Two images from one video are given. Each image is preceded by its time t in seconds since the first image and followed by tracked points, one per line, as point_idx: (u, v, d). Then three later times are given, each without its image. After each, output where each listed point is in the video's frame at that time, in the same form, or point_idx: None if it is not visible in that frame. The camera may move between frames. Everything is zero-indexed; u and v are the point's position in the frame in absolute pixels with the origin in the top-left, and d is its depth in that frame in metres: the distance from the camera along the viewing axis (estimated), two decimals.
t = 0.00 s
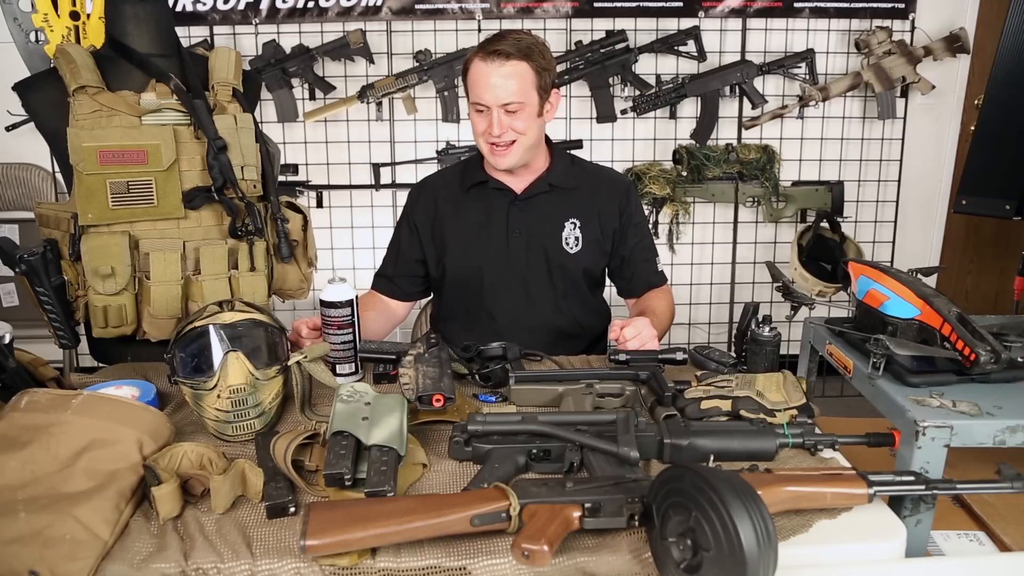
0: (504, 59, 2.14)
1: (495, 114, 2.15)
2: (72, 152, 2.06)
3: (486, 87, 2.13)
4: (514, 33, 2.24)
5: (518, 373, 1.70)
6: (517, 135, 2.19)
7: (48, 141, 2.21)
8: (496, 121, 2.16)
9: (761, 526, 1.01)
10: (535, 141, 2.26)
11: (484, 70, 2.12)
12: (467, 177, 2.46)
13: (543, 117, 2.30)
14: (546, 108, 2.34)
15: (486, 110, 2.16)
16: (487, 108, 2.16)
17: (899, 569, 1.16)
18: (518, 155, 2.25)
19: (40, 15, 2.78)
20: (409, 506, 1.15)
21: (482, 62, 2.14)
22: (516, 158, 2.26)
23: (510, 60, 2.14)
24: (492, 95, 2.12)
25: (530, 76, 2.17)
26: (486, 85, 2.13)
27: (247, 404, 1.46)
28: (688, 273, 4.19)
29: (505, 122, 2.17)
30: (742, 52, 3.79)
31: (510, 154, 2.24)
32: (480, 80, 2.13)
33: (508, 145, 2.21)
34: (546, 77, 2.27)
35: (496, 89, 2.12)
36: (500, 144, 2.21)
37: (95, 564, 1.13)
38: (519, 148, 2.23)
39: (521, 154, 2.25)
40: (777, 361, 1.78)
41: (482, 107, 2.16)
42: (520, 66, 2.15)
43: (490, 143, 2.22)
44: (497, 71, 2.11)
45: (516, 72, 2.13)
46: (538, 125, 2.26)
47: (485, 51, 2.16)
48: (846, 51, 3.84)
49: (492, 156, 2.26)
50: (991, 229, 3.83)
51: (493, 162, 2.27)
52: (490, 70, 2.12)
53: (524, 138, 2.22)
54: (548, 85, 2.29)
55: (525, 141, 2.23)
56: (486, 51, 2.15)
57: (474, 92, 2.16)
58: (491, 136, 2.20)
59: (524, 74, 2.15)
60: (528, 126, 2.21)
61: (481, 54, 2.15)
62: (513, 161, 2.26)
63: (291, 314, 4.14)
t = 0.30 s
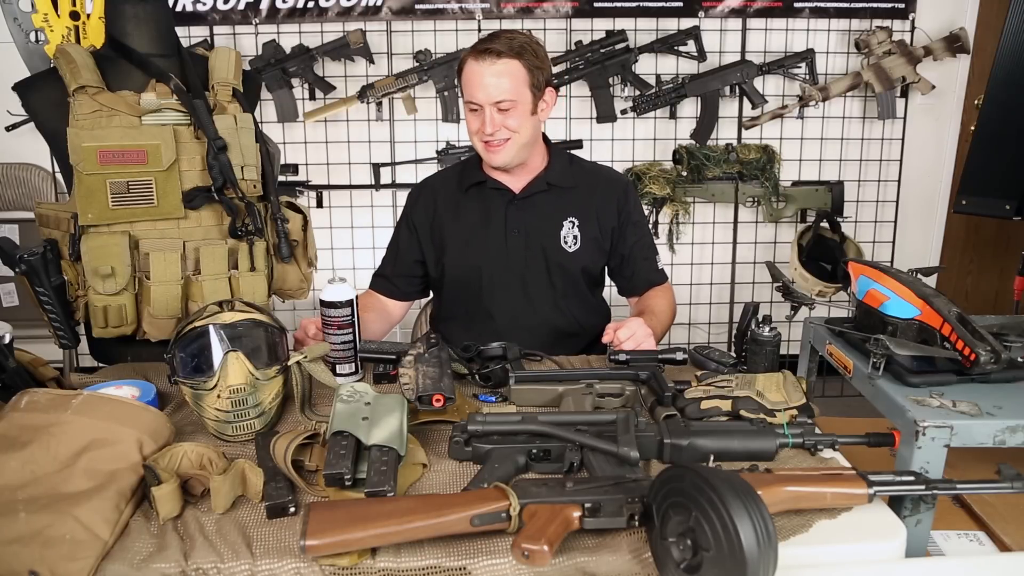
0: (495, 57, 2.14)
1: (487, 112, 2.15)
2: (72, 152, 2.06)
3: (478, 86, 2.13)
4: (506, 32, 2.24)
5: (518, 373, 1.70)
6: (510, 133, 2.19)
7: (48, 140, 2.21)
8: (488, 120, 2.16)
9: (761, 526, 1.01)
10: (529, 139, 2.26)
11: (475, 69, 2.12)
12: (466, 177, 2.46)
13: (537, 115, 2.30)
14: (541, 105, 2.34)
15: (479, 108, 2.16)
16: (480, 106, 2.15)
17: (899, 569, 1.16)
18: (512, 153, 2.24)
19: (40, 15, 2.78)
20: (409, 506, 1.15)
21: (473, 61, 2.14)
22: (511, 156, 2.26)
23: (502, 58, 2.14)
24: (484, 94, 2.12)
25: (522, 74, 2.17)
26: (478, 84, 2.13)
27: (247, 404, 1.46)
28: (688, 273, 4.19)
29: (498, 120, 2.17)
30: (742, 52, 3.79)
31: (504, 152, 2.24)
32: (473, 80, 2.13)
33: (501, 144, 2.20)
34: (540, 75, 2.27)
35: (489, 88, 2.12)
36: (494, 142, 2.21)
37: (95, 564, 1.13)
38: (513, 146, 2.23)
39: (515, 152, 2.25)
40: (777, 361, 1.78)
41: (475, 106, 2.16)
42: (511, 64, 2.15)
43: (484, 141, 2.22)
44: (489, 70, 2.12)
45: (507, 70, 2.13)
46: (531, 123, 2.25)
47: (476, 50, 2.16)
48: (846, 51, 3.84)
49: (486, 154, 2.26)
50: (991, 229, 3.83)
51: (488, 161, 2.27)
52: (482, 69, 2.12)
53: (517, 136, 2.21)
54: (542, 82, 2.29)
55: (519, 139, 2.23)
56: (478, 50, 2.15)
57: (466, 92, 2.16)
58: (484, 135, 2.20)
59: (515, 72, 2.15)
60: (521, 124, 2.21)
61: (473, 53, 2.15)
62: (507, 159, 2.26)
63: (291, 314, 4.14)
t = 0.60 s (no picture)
0: (485, 54, 2.17)
1: (478, 107, 2.16)
2: (72, 152, 2.06)
3: (469, 81, 2.15)
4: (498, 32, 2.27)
5: (518, 373, 1.70)
6: (502, 128, 2.19)
7: (48, 140, 2.21)
8: (479, 114, 2.17)
9: (761, 526, 1.01)
10: (521, 135, 2.25)
11: (465, 65, 2.15)
12: (463, 175, 2.47)
13: (530, 111, 2.30)
14: (535, 102, 2.34)
15: (470, 104, 2.18)
16: (471, 102, 2.17)
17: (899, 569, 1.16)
18: (505, 148, 2.24)
19: (40, 15, 2.78)
20: (409, 506, 1.15)
21: (464, 58, 2.17)
22: (503, 152, 2.25)
23: (491, 54, 2.16)
24: (474, 89, 2.14)
25: (512, 70, 2.19)
26: (469, 80, 2.15)
27: (247, 404, 1.46)
28: (688, 273, 4.19)
29: (489, 115, 2.18)
30: (742, 52, 3.79)
31: (496, 148, 2.23)
32: (464, 76, 2.16)
33: (493, 138, 2.20)
34: (532, 72, 2.28)
35: (478, 83, 2.14)
36: (486, 138, 2.21)
37: (95, 564, 1.13)
38: (505, 141, 2.22)
39: (507, 147, 2.24)
40: (777, 361, 1.78)
41: (466, 101, 2.17)
42: (501, 60, 2.17)
43: (475, 137, 2.22)
44: (479, 66, 2.14)
45: (497, 65, 2.15)
46: (524, 118, 2.25)
47: (467, 48, 2.20)
48: (846, 51, 3.84)
49: (479, 150, 2.26)
50: (991, 229, 3.83)
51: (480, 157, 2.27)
52: (473, 64, 2.15)
53: (509, 131, 2.21)
54: (535, 79, 2.30)
55: (510, 134, 2.23)
56: (469, 48, 2.18)
57: (458, 88, 2.18)
58: (476, 130, 2.21)
59: (505, 68, 2.17)
60: (512, 119, 2.21)
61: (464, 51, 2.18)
62: (499, 155, 2.25)
63: (291, 314, 4.14)
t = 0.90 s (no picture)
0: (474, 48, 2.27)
1: (469, 95, 2.20)
2: (72, 152, 2.06)
3: (459, 73, 2.22)
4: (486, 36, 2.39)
5: (518, 373, 1.70)
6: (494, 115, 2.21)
7: (48, 140, 2.21)
8: (471, 103, 2.21)
9: (761, 526, 1.01)
10: (514, 125, 2.27)
11: (456, 59, 2.24)
12: (459, 176, 2.50)
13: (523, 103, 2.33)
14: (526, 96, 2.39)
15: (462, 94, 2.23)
16: (463, 92, 2.22)
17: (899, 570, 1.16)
18: (500, 136, 2.24)
19: (40, 15, 2.78)
20: (409, 506, 1.15)
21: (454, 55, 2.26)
22: (497, 142, 2.26)
23: (479, 47, 2.25)
24: (464, 78, 2.21)
25: (501, 62, 2.26)
26: (460, 72, 2.23)
27: (247, 404, 1.46)
28: (688, 273, 4.19)
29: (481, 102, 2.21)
30: (742, 52, 3.79)
31: (490, 138, 2.24)
32: (456, 69, 2.24)
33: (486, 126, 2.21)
34: (521, 67, 2.35)
35: (468, 72, 2.22)
36: (479, 127, 2.22)
37: (95, 564, 1.13)
38: (498, 129, 2.23)
39: (502, 135, 2.25)
40: (777, 361, 1.78)
41: (458, 92, 2.23)
42: (489, 52, 2.26)
43: (469, 128, 2.24)
44: (468, 57, 2.23)
45: (485, 57, 2.23)
46: (518, 108, 2.27)
47: (458, 48, 2.30)
48: (846, 51, 3.84)
49: (474, 143, 2.26)
50: (991, 229, 3.79)
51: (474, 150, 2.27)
52: (463, 58, 2.23)
53: (502, 119, 2.23)
54: (525, 75, 2.37)
55: (503, 123, 2.24)
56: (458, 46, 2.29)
57: (450, 82, 2.25)
58: (469, 119, 2.23)
59: (494, 59, 2.25)
60: (505, 106, 2.23)
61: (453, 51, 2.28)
62: (493, 145, 2.25)
63: (291, 314, 4.14)
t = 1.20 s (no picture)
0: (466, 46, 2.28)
1: (463, 89, 2.22)
2: (72, 152, 2.06)
3: (452, 68, 2.24)
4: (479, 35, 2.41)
5: (518, 373, 1.70)
6: (489, 108, 2.21)
7: (48, 140, 2.21)
8: (465, 97, 2.22)
9: (761, 526, 1.01)
10: (509, 119, 2.27)
11: (448, 56, 2.26)
12: (455, 177, 2.50)
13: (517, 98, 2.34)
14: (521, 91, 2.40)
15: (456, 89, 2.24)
16: (457, 87, 2.23)
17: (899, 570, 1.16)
18: (496, 131, 2.24)
19: (40, 15, 2.78)
20: (409, 506, 1.16)
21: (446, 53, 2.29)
22: (493, 137, 2.26)
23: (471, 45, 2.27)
24: (457, 74, 2.23)
25: (494, 56, 2.27)
26: (453, 68, 2.24)
27: (247, 404, 1.46)
28: (688, 273, 4.19)
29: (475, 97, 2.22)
30: (742, 52, 3.79)
31: (485, 132, 2.23)
32: (449, 66, 2.26)
33: (481, 119, 2.21)
34: (515, 63, 2.36)
35: (461, 69, 2.23)
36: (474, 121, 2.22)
37: (95, 564, 1.13)
38: (494, 123, 2.23)
39: (498, 130, 2.25)
40: (777, 361, 1.78)
41: (452, 87, 2.24)
42: (482, 48, 2.27)
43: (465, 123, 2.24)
44: (460, 55, 2.25)
45: (477, 51, 2.25)
46: (512, 103, 2.28)
47: (450, 48, 2.32)
48: (846, 51, 3.84)
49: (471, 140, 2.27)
50: (991, 228, 3.79)
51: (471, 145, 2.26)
52: (455, 55, 2.26)
53: (496, 112, 2.23)
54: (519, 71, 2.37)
55: (499, 117, 2.24)
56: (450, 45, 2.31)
57: (443, 79, 2.27)
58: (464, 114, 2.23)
59: (486, 54, 2.26)
60: (499, 101, 2.24)
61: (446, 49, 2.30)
62: (489, 140, 2.25)
63: (291, 314, 4.14)
